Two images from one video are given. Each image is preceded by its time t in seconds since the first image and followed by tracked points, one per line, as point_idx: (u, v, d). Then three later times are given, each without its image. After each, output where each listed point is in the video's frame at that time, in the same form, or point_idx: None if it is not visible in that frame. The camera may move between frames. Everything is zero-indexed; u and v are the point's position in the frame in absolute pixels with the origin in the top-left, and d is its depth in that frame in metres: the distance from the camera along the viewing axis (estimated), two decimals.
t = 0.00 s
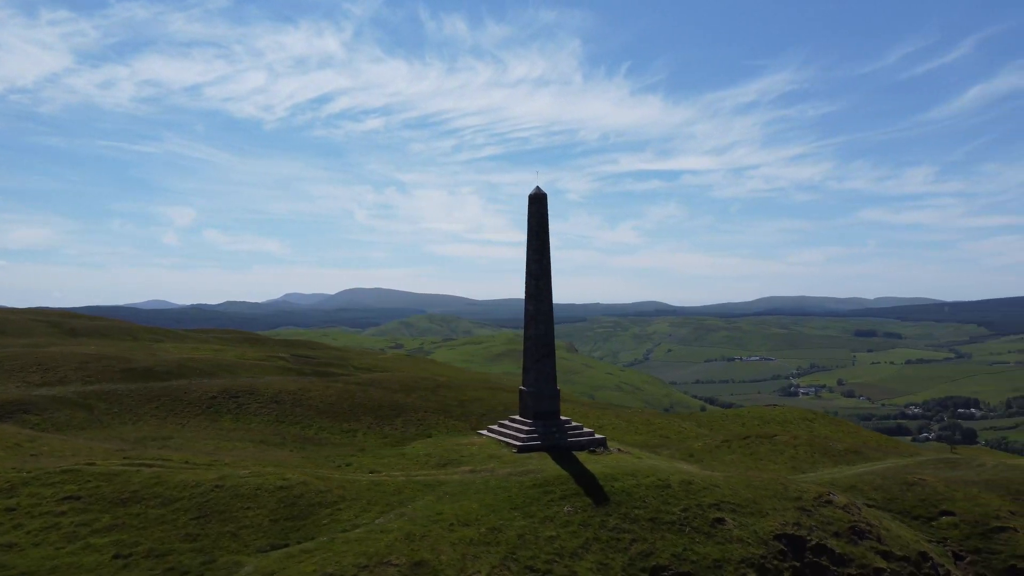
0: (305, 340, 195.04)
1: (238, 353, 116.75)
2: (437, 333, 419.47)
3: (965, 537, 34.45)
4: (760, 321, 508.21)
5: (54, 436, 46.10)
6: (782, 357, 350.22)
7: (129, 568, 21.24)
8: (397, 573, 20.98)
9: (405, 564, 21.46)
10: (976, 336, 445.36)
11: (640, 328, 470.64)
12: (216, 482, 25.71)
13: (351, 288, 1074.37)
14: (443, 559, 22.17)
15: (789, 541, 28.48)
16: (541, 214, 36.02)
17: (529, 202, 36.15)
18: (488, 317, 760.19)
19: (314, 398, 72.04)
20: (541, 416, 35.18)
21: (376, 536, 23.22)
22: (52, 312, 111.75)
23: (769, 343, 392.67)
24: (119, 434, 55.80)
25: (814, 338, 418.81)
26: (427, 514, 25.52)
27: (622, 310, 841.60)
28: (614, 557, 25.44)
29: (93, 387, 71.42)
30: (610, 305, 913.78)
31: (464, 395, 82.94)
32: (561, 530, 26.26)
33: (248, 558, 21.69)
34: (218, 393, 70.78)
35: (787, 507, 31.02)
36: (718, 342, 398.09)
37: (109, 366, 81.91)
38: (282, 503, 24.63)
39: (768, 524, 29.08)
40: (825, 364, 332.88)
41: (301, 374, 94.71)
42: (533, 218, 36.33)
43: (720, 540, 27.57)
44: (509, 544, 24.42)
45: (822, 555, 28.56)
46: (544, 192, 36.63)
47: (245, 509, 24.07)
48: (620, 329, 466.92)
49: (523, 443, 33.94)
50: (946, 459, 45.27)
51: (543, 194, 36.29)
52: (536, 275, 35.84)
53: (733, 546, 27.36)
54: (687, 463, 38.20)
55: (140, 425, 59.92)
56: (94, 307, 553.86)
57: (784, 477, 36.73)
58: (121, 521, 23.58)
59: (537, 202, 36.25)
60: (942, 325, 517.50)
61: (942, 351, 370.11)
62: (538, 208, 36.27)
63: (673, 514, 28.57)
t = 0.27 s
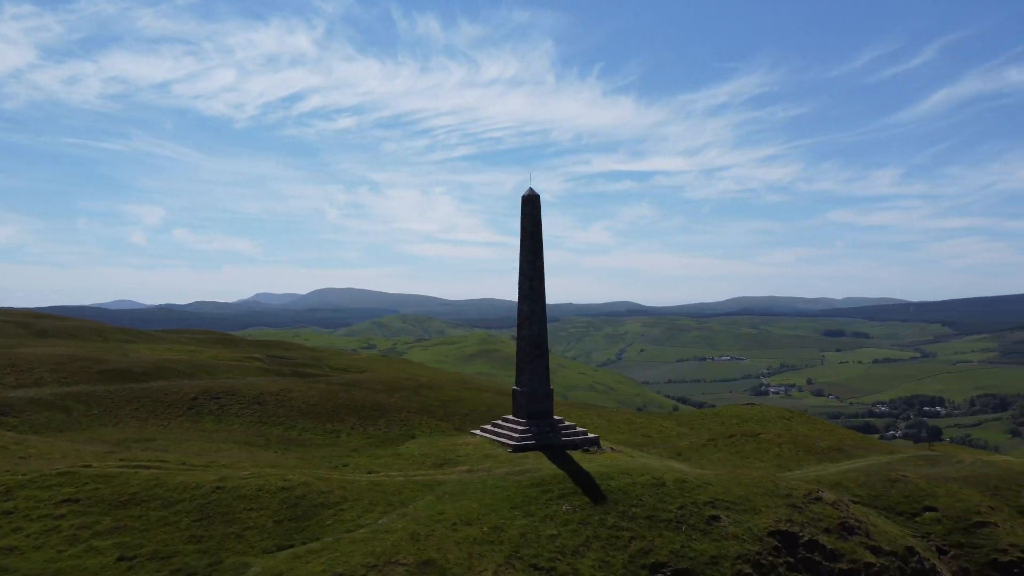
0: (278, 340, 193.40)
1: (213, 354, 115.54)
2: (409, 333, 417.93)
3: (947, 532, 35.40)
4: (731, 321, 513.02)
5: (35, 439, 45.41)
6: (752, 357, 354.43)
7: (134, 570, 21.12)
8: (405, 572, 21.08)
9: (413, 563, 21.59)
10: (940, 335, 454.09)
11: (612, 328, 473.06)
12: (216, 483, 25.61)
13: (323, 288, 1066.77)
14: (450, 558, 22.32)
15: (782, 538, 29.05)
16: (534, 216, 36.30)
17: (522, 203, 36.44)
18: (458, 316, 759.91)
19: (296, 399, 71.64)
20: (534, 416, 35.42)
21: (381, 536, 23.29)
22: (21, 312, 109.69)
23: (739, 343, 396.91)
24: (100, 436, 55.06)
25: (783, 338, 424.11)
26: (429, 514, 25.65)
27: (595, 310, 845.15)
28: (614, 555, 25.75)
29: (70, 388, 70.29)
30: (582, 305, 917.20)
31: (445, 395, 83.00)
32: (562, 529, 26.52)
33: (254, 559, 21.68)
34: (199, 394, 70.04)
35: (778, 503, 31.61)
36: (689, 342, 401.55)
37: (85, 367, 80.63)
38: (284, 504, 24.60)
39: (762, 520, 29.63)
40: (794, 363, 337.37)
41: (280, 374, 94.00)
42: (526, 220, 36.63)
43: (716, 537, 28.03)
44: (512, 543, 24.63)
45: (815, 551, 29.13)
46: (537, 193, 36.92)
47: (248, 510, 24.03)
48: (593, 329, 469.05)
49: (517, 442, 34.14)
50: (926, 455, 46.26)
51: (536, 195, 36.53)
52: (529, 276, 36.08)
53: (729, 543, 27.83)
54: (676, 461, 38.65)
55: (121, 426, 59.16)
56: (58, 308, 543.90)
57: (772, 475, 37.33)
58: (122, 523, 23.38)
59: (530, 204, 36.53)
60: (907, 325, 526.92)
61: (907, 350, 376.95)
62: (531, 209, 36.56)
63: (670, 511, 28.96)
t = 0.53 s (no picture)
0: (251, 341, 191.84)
1: (189, 355, 114.29)
2: (384, 334, 416.13)
3: (933, 527, 36.22)
4: (704, 321, 517.46)
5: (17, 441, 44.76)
6: (725, 356, 358.29)
7: (142, 572, 21.02)
8: (415, 571, 21.23)
9: (423, 562, 21.74)
10: (908, 335, 462.02)
11: (587, 327, 474.86)
12: (219, 484, 25.55)
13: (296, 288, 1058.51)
14: (458, 557, 22.50)
15: (778, 534, 29.60)
16: (529, 216, 36.50)
17: (517, 203, 36.61)
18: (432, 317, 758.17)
19: (280, 400, 71.24)
20: (529, 416, 35.67)
21: (387, 535, 23.42)
22: None
23: (712, 343, 400.43)
24: (82, 438, 54.38)
25: (755, 338, 428.63)
26: (433, 512, 25.80)
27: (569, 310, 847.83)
28: (616, 551, 26.07)
29: (48, 390, 69.23)
30: (557, 305, 919.52)
31: (428, 395, 82.99)
32: (563, 527, 26.82)
33: (264, 559, 21.66)
34: (182, 395, 69.39)
35: (772, 500, 32.18)
36: (663, 341, 404.41)
37: (62, 368, 79.45)
38: (289, 503, 24.62)
39: (757, 517, 30.17)
40: (766, 362, 341.17)
41: (260, 375, 93.33)
42: (521, 220, 36.80)
43: (713, 534, 28.48)
44: (516, 541, 24.87)
45: (808, 547, 29.71)
46: (531, 193, 37.13)
47: (253, 510, 24.00)
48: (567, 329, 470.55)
49: (514, 441, 34.35)
50: (908, 452, 47.21)
51: (530, 196, 36.75)
52: (524, 277, 36.29)
53: (726, 539, 28.30)
54: (669, 460, 39.09)
55: (103, 428, 58.49)
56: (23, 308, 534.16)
57: (762, 472, 37.95)
58: (126, 524, 23.25)
59: (525, 204, 36.73)
60: (875, 325, 535.06)
61: (876, 350, 383.06)
62: (526, 209, 36.76)
63: (667, 509, 29.37)
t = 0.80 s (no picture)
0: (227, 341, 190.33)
1: (167, 356, 113.21)
2: (360, 334, 414.42)
3: (921, 523, 36.96)
4: (680, 322, 521.27)
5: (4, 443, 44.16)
6: (701, 356, 361.33)
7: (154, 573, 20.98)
8: (427, 570, 21.35)
9: (435, 561, 21.90)
10: (879, 335, 468.63)
11: (563, 328, 476.51)
12: (224, 485, 25.49)
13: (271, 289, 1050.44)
14: (468, 556, 22.67)
15: (776, 531, 30.09)
16: (526, 218, 36.67)
17: (515, 205, 36.75)
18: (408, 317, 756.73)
19: (266, 401, 70.81)
20: (527, 416, 35.88)
21: (397, 535, 23.50)
22: None
23: (688, 343, 403.60)
24: (67, 441, 53.78)
25: (730, 338, 432.72)
26: (439, 512, 25.93)
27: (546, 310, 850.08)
28: (621, 550, 26.40)
29: (29, 391, 68.25)
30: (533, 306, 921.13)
31: (413, 395, 82.95)
32: (567, 525, 27.05)
33: (274, 560, 21.70)
34: (167, 396, 68.75)
35: (767, 497, 32.74)
36: (639, 341, 406.98)
37: (42, 369, 78.36)
38: (296, 504, 24.65)
39: (754, 515, 30.63)
40: (741, 362, 344.59)
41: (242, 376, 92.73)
42: (518, 221, 36.95)
43: (713, 531, 28.89)
44: (523, 540, 25.07)
45: (804, 543, 30.24)
46: (528, 195, 37.22)
47: (261, 511, 24.00)
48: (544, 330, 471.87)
49: (511, 440, 34.57)
50: (893, 450, 48.05)
51: (527, 197, 36.91)
52: (522, 277, 36.48)
53: (726, 537, 28.72)
54: (663, 459, 39.49)
55: (88, 430, 57.83)
56: None
57: (756, 470, 38.48)
58: (133, 526, 23.15)
59: (523, 205, 36.85)
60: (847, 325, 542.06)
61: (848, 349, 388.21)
62: (524, 211, 36.91)
63: (668, 507, 29.72)
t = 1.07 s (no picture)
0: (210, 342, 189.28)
1: (152, 356, 112.40)
2: (343, 334, 413.03)
3: (917, 519, 37.59)
4: (662, 322, 524.05)
5: None
6: (683, 356, 363.51)
7: (172, 572, 21.03)
8: (446, 568, 21.53)
9: (453, 558, 22.09)
10: (859, 334, 473.13)
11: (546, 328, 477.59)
12: (237, 484, 25.51)
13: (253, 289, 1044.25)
14: (485, 554, 22.87)
15: (781, 527, 30.52)
16: (529, 219, 36.84)
17: (518, 205, 36.90)
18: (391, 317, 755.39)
19: (259, 401, 70.59)
20: (530, 415, 36.12)
21: (412, 534, 23.63)
22: None
23: (670, 343, 405.96)
24: (60, 442, 53.39)
25: (712, 338, 435.70)
26: (451, 511, 26.12)
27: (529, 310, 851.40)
28: (631, 547, 26.73)
29: (18, 392, 67.59)
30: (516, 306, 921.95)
31: (405, 395, 82.94)
32: (577, 523, 27.30)
33: (293, 558, 21.77)
34: (159, 397, 68.31)
35: (769, 495, 33.18)
36: (622, 341, 408.82)
37: (29, 369, 77.59)
38: (310, 503, 24.72)
39: (758, 512, 31.06)
40: (724, 362, 346.96)
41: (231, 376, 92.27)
42: (521, 222, 37.13)
43: (720, 528, 29.27)
44: (536, 537, 25.33)
45: (808, 540, 30.70)
46: (531, 196, 37.39)
47: (276, 510, 24.06)
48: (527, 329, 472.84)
49: (515, 439, 34.80)
50: (886, 448, 48.70)
51: (530, 198, 37.03)
52: (525, 278, 36.65)
53: (732, 534, 29.10)
54: (663, 457, 39.85)
55: (81, 431, 57.41)
56: None
57: (756, 468, 38.93)
58: (148, 526, 23.13)
59: (525, 206, 37.01)
60: (827, 324, 546.64)
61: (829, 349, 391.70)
62: (527, 211, 37.09)
63: (674, 505, 30.08)
